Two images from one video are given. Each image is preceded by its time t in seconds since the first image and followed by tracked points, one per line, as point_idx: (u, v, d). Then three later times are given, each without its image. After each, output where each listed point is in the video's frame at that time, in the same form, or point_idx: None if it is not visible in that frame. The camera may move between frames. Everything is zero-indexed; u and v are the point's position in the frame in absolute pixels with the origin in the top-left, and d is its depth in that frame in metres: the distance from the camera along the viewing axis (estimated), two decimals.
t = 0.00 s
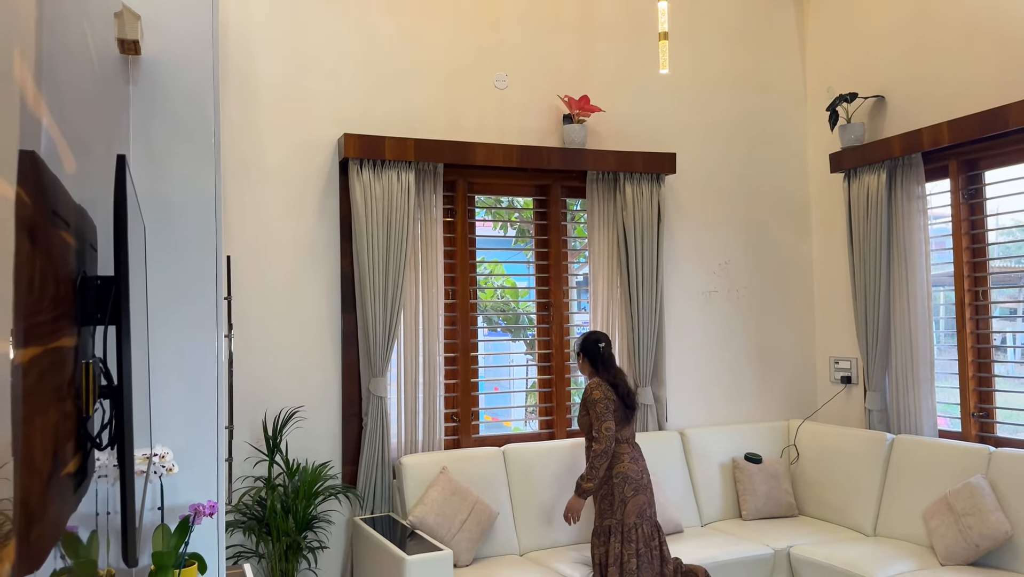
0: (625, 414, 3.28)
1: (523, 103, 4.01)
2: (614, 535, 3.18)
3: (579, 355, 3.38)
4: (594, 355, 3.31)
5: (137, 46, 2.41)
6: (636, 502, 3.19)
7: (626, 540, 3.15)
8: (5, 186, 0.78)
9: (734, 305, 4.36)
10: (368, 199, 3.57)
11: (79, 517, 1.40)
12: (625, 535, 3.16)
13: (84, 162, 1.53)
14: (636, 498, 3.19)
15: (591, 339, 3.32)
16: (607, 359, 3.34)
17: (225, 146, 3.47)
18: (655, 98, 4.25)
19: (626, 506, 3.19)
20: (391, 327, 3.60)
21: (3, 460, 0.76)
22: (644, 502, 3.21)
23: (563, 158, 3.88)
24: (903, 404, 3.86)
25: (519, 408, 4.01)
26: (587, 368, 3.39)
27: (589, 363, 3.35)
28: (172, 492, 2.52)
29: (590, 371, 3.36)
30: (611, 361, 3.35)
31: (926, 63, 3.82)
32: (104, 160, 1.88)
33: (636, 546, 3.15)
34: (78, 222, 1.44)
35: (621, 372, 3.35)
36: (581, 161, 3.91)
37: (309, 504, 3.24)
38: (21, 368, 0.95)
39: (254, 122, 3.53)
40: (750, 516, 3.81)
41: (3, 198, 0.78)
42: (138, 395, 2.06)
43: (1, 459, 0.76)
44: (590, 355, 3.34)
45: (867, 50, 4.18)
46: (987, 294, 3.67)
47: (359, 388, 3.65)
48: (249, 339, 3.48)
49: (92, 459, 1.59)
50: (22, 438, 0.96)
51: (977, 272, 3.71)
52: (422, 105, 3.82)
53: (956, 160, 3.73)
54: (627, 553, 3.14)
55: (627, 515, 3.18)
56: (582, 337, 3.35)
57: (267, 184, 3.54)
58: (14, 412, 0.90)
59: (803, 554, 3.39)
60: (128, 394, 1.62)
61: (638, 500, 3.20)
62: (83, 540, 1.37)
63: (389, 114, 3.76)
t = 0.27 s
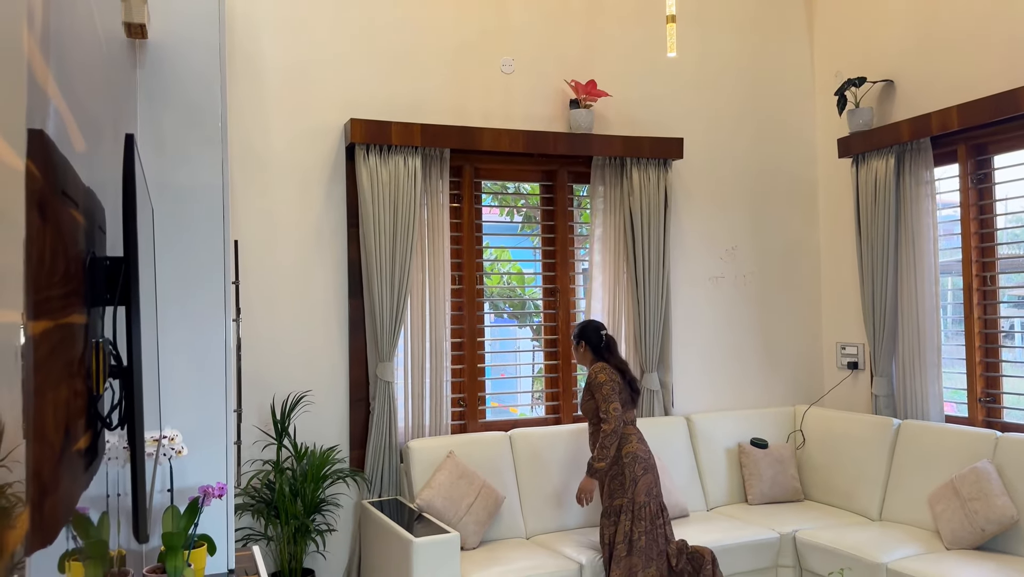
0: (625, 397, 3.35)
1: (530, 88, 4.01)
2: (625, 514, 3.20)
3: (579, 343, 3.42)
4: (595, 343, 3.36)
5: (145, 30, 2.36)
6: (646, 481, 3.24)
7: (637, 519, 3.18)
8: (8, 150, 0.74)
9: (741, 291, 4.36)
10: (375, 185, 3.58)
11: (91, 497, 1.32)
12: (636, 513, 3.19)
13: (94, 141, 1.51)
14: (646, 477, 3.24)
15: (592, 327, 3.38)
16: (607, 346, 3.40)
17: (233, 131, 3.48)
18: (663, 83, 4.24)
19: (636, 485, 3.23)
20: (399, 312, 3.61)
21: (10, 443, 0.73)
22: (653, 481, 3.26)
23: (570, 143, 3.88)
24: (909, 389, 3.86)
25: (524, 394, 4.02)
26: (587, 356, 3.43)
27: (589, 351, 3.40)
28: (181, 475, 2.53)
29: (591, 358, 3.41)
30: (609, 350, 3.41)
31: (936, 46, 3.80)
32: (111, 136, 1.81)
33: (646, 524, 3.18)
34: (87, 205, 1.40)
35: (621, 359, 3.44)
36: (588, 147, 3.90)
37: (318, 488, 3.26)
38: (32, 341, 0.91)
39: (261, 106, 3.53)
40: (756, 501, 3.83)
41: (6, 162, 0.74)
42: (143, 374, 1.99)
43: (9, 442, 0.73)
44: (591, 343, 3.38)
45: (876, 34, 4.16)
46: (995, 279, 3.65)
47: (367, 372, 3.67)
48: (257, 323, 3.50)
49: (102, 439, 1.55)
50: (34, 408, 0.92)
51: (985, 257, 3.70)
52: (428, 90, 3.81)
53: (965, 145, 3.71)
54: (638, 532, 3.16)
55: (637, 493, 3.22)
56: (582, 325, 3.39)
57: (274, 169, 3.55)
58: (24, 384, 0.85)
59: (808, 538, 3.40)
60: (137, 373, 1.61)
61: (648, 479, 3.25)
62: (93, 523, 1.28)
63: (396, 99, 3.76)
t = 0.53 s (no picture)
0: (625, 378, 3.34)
1: (534, 68, 3.98)
2: (630, 491, 3.20)
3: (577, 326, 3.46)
4: (593, 325, 3.42)
5: (146, 8, 2.30)
6: (649, 459, 3.25)
7: (642, 496, 3.19)
8: (7, 114, 0.71)
9: (745, 272, 4.36)
10: (379, 165, 3.57)
11: (95, 475, 1.24)
12: (641, 491, 3.20)
13: (98, 115, 1.45)
14: (649, 455, 3.25)
15: (589, 310, 3.41)
16: (604, 329, 3.45)
17: (236, 111, 3.47)
18: (667, 63, 4.21)
19: (640, 463, 3.24)
20: (403, 293, 3.61)
21: (16, 422, 0.73)
22: (656, 460, 3.27)
23: (574, 123, 3.86)
24: (914, 370, 3.86)
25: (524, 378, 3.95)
26: (585, 339, 3.47)
27: (588, 334, 3.45)
28: (187, 453, 2.48)
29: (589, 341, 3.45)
30: (606, 332, 3.45)
31: (944, 25, 3.76)
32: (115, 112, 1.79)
33: (651, 502, 3.19)
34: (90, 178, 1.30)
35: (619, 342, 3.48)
36: (593, 127, 3.88)
37: (323, 468, 3.28)
38: (36, 308, 0.86)
39: (263, 86, 3.51)
40: (759, 481, 3.84)
41: (5, 125, 0.70)
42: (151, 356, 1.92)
43: (15, 422, 0.73)
44: (589, 326, 3.43)
45: (883, 12, 4.12)
46: (1000, 259, 3.65)
47: (371, 353, 3.67)
48: (262, 304, 3.51)
49: (108, 417, 1.49)
50: (39, 372, 0.87)
51: (991, 237, 3.69)
52: (431, 70, 3.79)
53: (972, 125, 3.69)
54: (644, 509, 3.17)
55: (641, 471, 3.22)
56: (579, 308, 3.44)
57: (278, 149, 3.54)
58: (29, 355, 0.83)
59: (812, 517, 3.41)
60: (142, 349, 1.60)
61: (651, 458, 3.26)
62: (101, 500, 1.23)
63: (399, 79, 3.74)
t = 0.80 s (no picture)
0: (610, 363, 3.39)
1: (536, 51, 3.96)
2: (634, 474, 3.21)
3: (574, 314, 3.46)
4: (590, 311, 3.44)
5: None
6: (650, 440, 3.27)
7: (645, 477, 3.21)
8: (7, 89, 0.71)
9: (747, 257, 4.35)
10: (380, 149, 3.55)
11: (99, 457, 1.24)
12: (644, 471, 3.21)
13: (98, 95, 1.43)
14: (650, 435, 3.28)
15: (586, 296, 3.43)
16: (602, 316, 3.48)
17: (237, 95, 3.45)
18: (670, 46, 4.18)
19: (642, 443, 3.26)
20: (405, 278, 3.60)
21: (20, 405, 0.74)
22: (657, 441, 3.29)
23: (576, 107, 3.84)
24: (917, 353, 3.86)
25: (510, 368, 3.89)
26: (581, 326, 3.49)
27: (584, 321, 3.47)
28: (190, 436, 2.47)
29: (585, 328, 3.47)
30: (603, 320, 3.47)
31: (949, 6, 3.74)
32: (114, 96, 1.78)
33: (655, 482, 3.21)
34: (90, 159, 1.29)
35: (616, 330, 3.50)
36: (595, 110, 3.86)
37: (326, 452, 3.29)
38: (37, 282, 0.86)
39: (264, 70, 3.49)
40: (762, 465, 3.85)
41: (4, 100, 0.70)
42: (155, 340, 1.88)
43: (19, 404, 0.74)
44: (586, 312, 3.44)
45: None
46: (1004, 243, 3.64)
47: (374, 338, 3.67)
48: (264, 289, 3.51)
49: (111, 398, 1.49)
50: (40, 348, 0.87)
51: (994, 221, 3.68)
52: (432, 53, 3.77)
53: (976, 107, 3.67)
54: (648, 490, 3.19)
55: (643, 452, 3.24)
56: (575, 294, 3.45)
57: (279, 133, 3.53)
58: (32, 336, 0.83)
59: (814, 500, 3.41)
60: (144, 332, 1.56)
61: (652, 439, 3.29)
62: (103, 482, 1.22)
63: (400, 62, 3.72)
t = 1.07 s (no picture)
0: (596, 353, 3.40)
1: (537, 38, 3.94)
2: (626, 459, 3.24)
3: (562, 305, 3.46)
4: (579, 303, 3.44)
5: None
6: (640, 423, 3.30)
7: (637, 461, 3.24)
8: (7, 76, 0.71)
9: (749, 244, 4.35)
10: (381, 137, 3.53)
11: (101, 446, 1.24)
12: (636, 455, 3.24)
13: (97, 83, 1.42)
14: (640, 420, 3.30)
15: (575, 288, 3.43)
16: (591, 307, 3.48)
17: (237, 83, 3.44)
18: (672, 32, 4.16)
19: (631, 428, 3.29)
20: (406, 266, 3.59)
21: (23, 394, 0.75)
22: (648, 424, 3.32)
23: (578, 94, 3.82)
24: (919, 341, 3.85)
25: (510, 359, 3.89)
26: (570, 318, 3.49)
27: (573, 313, 3.47)
28: (191, 424, 2.47)
29: (573, 319, 3.47)
30: (593, 310, 3.47)
31: None
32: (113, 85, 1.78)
33: (647, 465, 3.24)
34: (90, 148, 1.29)
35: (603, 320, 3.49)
36: (596, 97, 3.85)
37: (328, 440, 3.29)
38: (37, 269, 0.86)
39: (264, 57, 3.48)
40: (763, 452, 3.86)
41: (4, 88, 0.70)
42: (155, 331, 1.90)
43: (21, 393, 0.74)
44: (575, 304, 3.45)
45: None
46: (1006, 229, 3.63)
47: (375, 326, 3.67)
48: (265, 277, 3.50)
49: (113, 386, 1.49)
50: (40, 337, 0.87)
51: (997, 207, 3.66)
52: (433, 40, 3.75)
53: (979, 93, 3.65)
54: (642, 474, 3.22)
55: (634, 436, 3.28)
56: (564, 286, 3.44)
57: (280, 121, 3.51)
58: (33, 324, 0.83)
59: (815, 487, 3.42)
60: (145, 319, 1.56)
61: (642, 422, 3.31)
62: (108, 470, 1.23)
63: (400, 49, 3.70)
